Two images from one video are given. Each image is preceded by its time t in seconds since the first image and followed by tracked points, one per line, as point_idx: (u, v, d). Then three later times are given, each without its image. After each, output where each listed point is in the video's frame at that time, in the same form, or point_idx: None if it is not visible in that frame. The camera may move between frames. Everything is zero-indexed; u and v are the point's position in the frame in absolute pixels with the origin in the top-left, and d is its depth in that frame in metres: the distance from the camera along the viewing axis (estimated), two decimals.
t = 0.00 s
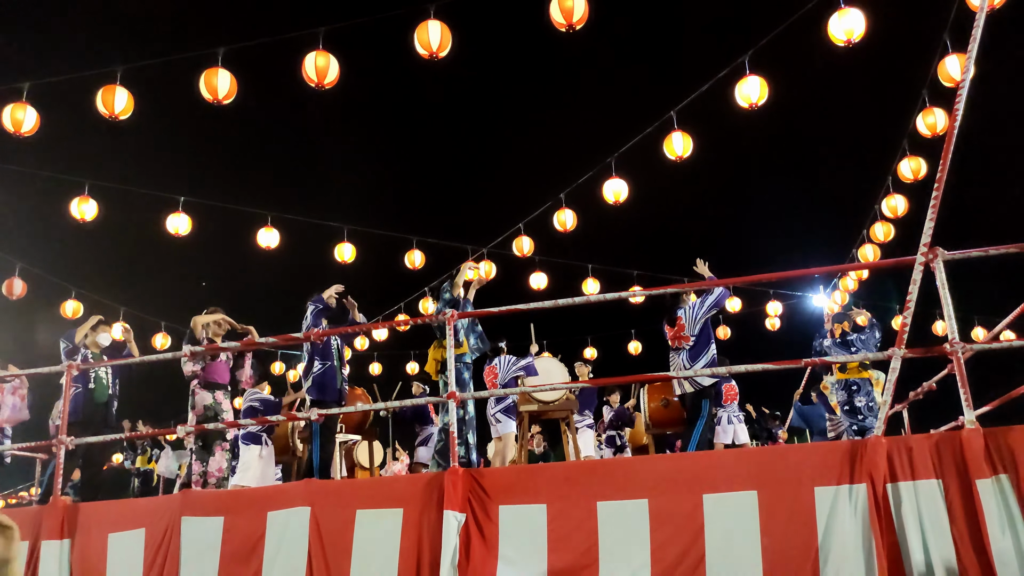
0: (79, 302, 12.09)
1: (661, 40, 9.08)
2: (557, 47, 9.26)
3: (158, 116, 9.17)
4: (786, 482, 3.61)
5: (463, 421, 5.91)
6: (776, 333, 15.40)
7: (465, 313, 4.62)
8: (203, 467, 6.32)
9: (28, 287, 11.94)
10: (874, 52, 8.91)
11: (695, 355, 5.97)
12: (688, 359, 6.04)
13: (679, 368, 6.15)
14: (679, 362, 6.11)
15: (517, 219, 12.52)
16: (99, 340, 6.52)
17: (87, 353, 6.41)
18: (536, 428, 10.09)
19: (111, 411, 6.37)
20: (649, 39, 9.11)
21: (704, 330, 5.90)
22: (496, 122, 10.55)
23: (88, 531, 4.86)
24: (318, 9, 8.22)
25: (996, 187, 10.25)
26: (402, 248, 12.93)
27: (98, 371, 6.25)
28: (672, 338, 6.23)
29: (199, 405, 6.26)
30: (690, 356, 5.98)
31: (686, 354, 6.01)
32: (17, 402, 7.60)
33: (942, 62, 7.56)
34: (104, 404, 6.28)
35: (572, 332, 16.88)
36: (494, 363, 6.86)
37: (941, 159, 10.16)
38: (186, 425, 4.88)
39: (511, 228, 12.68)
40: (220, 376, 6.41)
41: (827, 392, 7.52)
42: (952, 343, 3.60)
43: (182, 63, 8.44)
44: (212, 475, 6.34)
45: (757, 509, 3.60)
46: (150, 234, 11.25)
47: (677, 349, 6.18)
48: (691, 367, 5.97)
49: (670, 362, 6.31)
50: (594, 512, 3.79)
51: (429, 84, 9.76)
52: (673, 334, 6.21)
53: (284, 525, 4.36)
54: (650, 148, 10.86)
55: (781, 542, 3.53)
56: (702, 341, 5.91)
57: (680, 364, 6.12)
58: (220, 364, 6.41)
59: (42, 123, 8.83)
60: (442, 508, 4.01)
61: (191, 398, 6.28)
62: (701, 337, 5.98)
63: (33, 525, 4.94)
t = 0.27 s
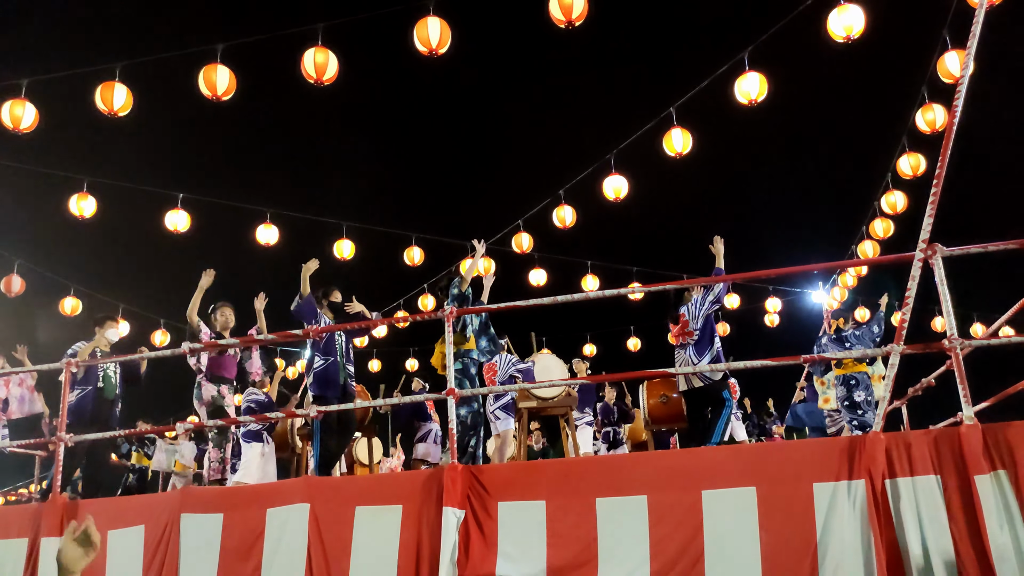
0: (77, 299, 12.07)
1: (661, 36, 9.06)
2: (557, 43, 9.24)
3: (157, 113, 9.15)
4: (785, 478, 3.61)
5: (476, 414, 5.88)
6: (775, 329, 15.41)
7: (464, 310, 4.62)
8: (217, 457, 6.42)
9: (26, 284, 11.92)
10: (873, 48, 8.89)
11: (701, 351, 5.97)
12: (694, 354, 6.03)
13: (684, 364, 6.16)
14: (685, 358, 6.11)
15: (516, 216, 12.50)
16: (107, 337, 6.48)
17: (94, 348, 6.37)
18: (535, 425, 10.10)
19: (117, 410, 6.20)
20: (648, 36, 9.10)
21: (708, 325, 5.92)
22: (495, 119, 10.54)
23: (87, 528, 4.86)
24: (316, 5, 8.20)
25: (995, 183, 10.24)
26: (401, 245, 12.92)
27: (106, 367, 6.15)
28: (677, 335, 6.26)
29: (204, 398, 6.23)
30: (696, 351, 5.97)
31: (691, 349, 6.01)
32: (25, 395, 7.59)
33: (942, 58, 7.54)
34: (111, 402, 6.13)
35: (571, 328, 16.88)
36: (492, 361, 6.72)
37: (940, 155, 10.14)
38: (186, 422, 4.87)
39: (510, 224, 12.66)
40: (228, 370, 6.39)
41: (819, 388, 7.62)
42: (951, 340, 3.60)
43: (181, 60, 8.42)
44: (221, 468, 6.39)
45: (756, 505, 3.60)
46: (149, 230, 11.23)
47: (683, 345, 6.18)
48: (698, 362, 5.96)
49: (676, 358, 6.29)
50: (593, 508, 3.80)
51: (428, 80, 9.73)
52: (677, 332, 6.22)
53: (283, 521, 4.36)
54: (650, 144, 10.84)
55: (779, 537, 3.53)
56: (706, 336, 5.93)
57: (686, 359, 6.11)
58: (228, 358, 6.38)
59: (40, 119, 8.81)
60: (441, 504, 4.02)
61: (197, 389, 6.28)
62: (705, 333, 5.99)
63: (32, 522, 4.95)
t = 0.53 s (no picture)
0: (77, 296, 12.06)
1: (660, 32, 9.04)
2: (556, 39, 9.22)
3: (155, 110, 9.13)
4: (783, 476, 3.62)
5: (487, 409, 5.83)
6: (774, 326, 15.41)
7: (463, 308, 4.62)
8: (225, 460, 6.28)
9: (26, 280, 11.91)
10: (873, 45, 8.87)
11: (712, 351, 6.00)
12: (704, 354, 6.05)
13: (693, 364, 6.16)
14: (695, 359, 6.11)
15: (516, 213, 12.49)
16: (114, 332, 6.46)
17: (102, 345, 6.38)
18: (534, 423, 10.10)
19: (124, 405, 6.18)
20: (647, 32, 9.08)
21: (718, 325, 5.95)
22: (494, 115, 10.52)
23: (87, 525, 4.87)
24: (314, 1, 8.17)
25: (995, 180, 10.23)
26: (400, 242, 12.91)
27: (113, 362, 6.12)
28: (685, 337, 6.29)
29: (211, 396, 6.21)
30: (707, 351, 5.99)
31: (701, 349, 6.03)
32: (30, 392, 7.61)
33: (941, 55, 7.53)
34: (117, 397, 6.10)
35: (571, 325, 16.88)
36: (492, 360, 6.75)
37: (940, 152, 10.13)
38: (185, 419, 4.84)
39: (509, 221, 12.66)
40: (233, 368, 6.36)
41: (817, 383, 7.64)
42: (950, 338, 3.60)
43: (179, 57, 8.40)
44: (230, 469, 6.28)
45: (754, 502, 3.61)
46: (149, 227, 11.22)
47: (693, 346, 6.20)
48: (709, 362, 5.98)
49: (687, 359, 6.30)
50: (592, 506, 3.81)
51: (427, 76, 9.71)
52: (685, 334, 6.27)
53: (283, 519, 4.37)
54: (649, 142, 10.83)
55: (778, 535, 3.54)
56: (717, 336, 5.96)
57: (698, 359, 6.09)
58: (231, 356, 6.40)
59: (39, 116, 8.80)
60: (440, 501, 4.02)
61: (203, 389, 6.24)
62: (715, 333, 6.03)
63: (32, 520, 4.95)
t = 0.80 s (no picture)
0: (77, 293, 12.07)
1: (660, 31, 9.05)
2: (556, 37, 9.22)
3: (155, 107, 9.13)
4: (782, 473, 3.63)
5: (498, 406, 5.69)
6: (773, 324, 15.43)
7: (463, 305, 4.63)
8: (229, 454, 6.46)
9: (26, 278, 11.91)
10: (873, 44, 8.88)
11: (723, 348, 5.99)
12: (715, 351, 6.05)
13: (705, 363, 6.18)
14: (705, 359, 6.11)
15: (515, 211, 12.50)
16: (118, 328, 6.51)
17: (108, 340, 6.39)
18: (534, 420, 10.12)
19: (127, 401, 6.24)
20: (648, 31, 9.08)
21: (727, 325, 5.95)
22: (494, 113, 10.52)
23: (87, 521, 4.89)
24: None
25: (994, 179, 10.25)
26: (400, 240, 12.91)
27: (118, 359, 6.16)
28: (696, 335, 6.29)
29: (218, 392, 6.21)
30: (718, 349, 5.99)
31: (712, 347, 6.02)
32: (31, 391, 7.61)
33: (941, 53, 7.53)
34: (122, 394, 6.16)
35: (570, 323, 16.90)
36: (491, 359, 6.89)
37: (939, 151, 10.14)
38: (185, 416, 4.84)
39: (509, 219, 12.66)
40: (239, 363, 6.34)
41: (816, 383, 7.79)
42: (948, 336, 3.61)
43: (179, 55, 8.40)
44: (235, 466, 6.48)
45: (753, 499, 3.62)
46: (149, 224, 11.22)
47: (704, 344, 6.22)
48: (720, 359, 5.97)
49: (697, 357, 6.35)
50: (591, 503, 3.82)
51: (427, 74, 9.72)
52: (696, 332, 6.29)
53: (283, 515, 4.38)
54: (649, 140, 10.83)
55: (777, 532, 3.55)
56: (728, 333, 5.94)
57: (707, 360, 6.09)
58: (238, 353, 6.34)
59: (39, 113, 8.81)
60: (440, 498, 4.04)
61: (210, 383, 6.23)
62: (726, 331, 6.01)
63: (31, 516, 4.96)
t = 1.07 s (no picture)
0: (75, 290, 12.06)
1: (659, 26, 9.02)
2: (554, 33, 9.20)
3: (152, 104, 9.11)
4: (780, 469, 3.63)
5: (511, 401, 5.57)
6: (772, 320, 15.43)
7: (461, 301, 4.62)
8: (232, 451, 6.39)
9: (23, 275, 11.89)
10: (872, 39, 8.86)
11: (732, 347, 6.08)
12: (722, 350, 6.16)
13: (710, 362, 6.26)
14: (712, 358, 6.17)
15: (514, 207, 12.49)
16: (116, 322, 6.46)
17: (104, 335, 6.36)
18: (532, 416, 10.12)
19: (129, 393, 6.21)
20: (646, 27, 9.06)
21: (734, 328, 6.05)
22: (492, 109, 10.50)
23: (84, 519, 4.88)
24: None
25: (992, 175, 10.24)
26: (398, 236, 12.89)
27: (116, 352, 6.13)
28: (704, 330, 6.33)
29: (224, 389, 6.23)
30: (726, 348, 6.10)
31: (719, 345, 6.10)
32: (24, 390, 7.78)
33: (940, 49, 7.52)
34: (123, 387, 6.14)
35: (568, 319, 16.90)
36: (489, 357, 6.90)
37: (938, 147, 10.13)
38: (183, 412, 4.82)
39: (507, 215, 12.65)
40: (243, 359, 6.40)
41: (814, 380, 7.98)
42: (947, 331, 3.61)
43: (176, 51, 8.37)
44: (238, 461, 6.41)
45: (751, 496, 3.62)
46: (146, 221, 11.20)
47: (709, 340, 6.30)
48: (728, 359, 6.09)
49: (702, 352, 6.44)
50: (589, 499, 3.82)
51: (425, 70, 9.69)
52: (703, 326, 6.32)
53: (280, 512, 4.38)
54: (647, 136, 10.81)
55: (775, 528, 3.55)
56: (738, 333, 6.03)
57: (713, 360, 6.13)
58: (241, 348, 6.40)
59: (36, 109, 8.78)
60: (438, 495, 4.03)
61: (216, 379, 6.26)
62: (735, 331, 6.10)
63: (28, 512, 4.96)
